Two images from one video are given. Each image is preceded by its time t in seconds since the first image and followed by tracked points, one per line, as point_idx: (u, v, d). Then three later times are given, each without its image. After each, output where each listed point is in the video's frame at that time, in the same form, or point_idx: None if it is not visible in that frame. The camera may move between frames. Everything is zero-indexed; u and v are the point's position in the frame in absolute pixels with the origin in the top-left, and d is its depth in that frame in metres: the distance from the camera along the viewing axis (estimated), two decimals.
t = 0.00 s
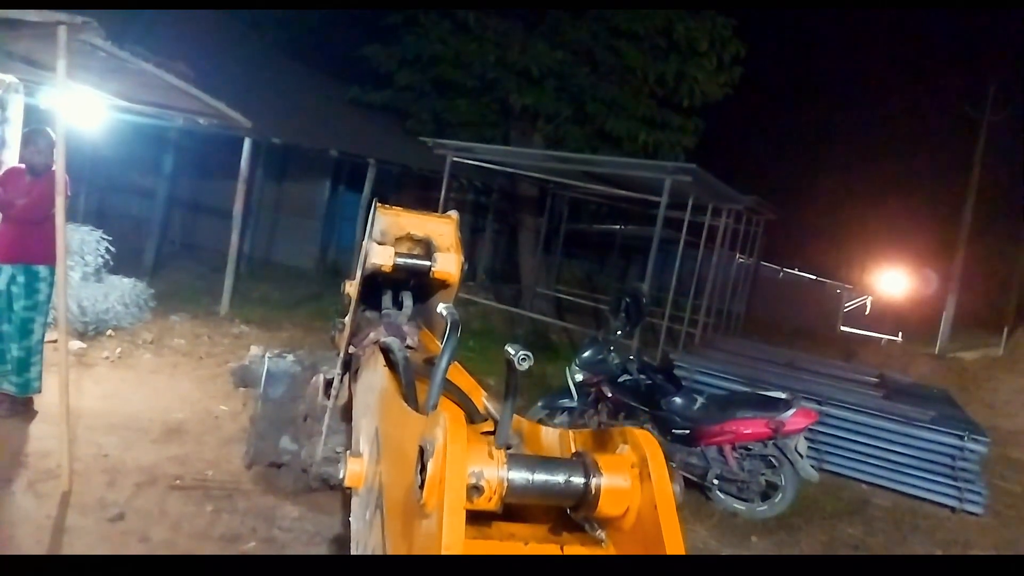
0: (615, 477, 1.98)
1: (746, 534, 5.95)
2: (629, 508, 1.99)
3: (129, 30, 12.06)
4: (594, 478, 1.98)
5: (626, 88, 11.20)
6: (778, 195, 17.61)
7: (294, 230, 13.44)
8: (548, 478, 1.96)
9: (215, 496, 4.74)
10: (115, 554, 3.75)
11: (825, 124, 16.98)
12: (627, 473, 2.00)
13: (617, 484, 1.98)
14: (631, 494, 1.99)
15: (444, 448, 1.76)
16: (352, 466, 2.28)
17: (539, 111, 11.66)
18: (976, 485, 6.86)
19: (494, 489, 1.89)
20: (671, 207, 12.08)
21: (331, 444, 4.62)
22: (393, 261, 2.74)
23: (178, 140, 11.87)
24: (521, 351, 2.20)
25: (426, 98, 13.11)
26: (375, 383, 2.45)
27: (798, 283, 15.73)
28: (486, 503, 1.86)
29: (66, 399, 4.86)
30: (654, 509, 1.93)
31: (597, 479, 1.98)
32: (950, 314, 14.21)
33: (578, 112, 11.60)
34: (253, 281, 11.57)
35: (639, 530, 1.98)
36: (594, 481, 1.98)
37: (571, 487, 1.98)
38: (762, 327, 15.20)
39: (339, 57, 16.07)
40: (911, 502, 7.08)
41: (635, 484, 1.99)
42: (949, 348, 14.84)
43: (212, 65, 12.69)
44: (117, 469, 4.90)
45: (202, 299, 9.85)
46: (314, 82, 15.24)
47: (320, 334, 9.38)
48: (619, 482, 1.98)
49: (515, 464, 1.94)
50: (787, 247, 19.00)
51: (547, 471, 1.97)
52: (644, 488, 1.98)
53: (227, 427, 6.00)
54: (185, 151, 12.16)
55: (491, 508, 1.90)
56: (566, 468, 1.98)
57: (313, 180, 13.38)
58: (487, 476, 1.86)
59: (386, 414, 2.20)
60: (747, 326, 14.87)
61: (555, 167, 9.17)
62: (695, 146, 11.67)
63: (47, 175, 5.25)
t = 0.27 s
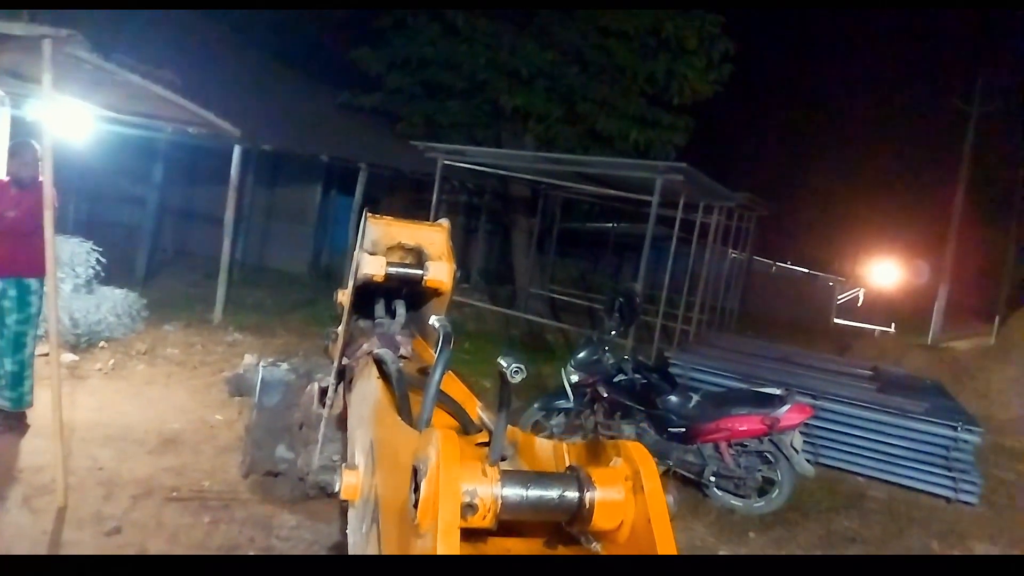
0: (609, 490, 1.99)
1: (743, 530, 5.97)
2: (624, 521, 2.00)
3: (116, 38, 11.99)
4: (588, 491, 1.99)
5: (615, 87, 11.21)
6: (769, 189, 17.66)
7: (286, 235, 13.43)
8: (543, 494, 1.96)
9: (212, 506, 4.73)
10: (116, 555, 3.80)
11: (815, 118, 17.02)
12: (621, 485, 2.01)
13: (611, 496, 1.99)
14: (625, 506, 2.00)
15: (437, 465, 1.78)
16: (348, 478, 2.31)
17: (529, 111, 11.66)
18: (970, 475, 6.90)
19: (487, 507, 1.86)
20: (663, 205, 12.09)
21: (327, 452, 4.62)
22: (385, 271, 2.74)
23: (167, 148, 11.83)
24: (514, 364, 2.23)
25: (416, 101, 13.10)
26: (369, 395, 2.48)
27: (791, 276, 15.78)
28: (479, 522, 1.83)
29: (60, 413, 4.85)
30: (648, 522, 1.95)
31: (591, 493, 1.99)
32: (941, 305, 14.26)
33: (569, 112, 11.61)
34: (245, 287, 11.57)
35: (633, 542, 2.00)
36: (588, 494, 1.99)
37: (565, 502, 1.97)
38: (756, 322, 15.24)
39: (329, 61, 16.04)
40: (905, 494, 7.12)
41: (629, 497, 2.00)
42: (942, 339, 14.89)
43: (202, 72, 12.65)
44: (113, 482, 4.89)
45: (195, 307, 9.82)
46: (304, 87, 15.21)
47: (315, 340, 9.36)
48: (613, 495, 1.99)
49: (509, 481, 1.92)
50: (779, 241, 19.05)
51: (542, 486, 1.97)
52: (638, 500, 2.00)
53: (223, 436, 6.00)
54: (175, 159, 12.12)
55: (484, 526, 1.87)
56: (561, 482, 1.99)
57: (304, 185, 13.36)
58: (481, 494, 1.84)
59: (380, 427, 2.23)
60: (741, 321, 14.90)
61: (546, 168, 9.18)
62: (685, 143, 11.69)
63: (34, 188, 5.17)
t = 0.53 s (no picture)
0: (599, 506, 1.97)
1: (735, 530, 5.97)
2: (615, 536, 2.00)
3: (101, 43, 11.90)
4: (578, 508, 1.97)
5: (602, 89, 11.20)
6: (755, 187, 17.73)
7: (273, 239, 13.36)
8: (533, 512, 1.93)
9: (201, 516, 4.70)
10: None
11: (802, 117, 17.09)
12: (611, 501, 2.00)
13: (602, 512, 1.97)
14: (616, 521, 1.99)
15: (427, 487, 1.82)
16: (338, 490, 2.30)
17: (517, 113, 11.64)
18: (958, 470, 6.96)
19: (478, 527, 1.85)
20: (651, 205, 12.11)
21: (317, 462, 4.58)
22: (374, 281, 2.73)
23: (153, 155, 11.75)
24: (501, 377, 2.18)
25: (403, 104, 13.06)
26: (358, 407, 2.46)
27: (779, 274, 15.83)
28: (470, 542, 1.83)
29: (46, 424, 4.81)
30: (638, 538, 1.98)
31: (582, 509, 1.97)
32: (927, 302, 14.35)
33: (556, 113, 11.60)
34: (232, 292, 11.52)
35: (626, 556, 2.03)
36: (579, 511, 1.96)
37: (555, 519, 1.95)
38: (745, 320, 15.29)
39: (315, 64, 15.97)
40: (894, 490, 7.16)
41: (619, 513, 2.00)
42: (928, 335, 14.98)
43: (188, 77, 12.58)
44: (100, 493, 4.85)
45: (182, 314, 9.76)
46: (291, 90, 15.14)
47: (304, 345, 9.32)
48: (603, 511, 1.97)
49: (499, 500, 1.90)
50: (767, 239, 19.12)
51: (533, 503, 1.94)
52: (629, 517, 2.00)
53: (212, 444, 5.96)
54: (161, 165, 12.04)
55: (476, 547, 1.86)
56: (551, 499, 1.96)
57: (291, 188, 13.30)
58: (471, 514, 1.83)
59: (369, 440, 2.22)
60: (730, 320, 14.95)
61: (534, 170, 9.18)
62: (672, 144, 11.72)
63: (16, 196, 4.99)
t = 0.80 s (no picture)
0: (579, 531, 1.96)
1: (713, 539, 5.95)
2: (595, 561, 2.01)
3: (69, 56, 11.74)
4: (559, 533, 1.94)
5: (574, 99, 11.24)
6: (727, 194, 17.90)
7: (245, 251, 13.22)
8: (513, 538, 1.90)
9: (174, 538, 4.61)
10: (88, 575, 3.70)
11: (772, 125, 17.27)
12: (592, 526, 2.00)
13: (582, 536, 1.96)
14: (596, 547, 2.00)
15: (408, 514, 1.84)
16: (315, 514, 2.32)
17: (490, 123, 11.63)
18: (929, 474, 7.02)
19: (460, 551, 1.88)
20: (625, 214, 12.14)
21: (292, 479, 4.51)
22: (350, 298, 2.70)
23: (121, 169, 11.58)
24: (483, 400, 2.24)
25: (376, 115, 13.01)
26: (334, 429, 2.48)
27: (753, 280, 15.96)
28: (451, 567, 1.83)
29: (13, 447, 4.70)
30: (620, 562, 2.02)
31: (562, 535, 1.94)
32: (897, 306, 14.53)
33: (529, 123, 11.60)
34: (204, 305, 11.39)
35: None
36: (559, 536, 1.94)
37: (536, 545, 1.91)
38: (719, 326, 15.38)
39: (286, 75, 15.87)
40: (870, 495, 7.22)
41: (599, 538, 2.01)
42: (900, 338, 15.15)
43: (157, 90, 12.43)
44: (69, 516, 4.74)
45: (153, 329, 9.62)
46: (262, 102, 15.03)
47: (278, 358, 9.21)
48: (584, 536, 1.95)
49: (479, 525, 1.88)
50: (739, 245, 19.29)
51: (512, 528, 1.91)
52: (609, 540, 2.03)
53: (185, 462, 5.86)
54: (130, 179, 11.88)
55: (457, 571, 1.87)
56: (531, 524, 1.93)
57: (263, 200, 13.18)
58: (451, 539, 1.84)
59: (347, 464, 2.25)
60: (705, 326, 15.04)
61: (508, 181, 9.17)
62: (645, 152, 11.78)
63: None
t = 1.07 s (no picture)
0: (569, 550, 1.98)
1: (696, 548, 5.96)
2: None
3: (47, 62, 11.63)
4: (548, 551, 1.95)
5: (557, 108, 11.28)
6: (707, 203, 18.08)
7: (226, 259, 13.14)
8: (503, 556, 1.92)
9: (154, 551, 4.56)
10: None
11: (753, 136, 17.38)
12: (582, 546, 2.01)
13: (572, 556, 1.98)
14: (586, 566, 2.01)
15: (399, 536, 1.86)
16: (299, 530, 2.30)
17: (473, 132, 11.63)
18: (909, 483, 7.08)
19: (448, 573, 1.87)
20: (607, 223, 12.19)
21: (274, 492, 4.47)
22: (333, 311, 2.70)
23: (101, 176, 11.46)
24: (469, 418, 2.16)
25: (358, 123, 12.99)
26: (319, 444, 2.45)
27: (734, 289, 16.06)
28: None
29: None
30: None
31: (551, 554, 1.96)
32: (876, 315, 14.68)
33: (512, 133, 11.61)
34: (184, 314, 11.30)
35: None
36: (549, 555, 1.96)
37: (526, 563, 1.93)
38: (700, 335, 15.46)
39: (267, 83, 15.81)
40: (851, 504, 7.26)
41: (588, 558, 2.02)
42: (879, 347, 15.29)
43: (137, 96, 12.35)
44: (47, 530, 4.68)
45: (132, 338, 9.53)
46: (243, 109, 14.96)
47: (259, 368, 9.15)
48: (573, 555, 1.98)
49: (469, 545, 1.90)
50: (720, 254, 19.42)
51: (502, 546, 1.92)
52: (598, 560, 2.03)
53: (165, 474, 5.81)
54: (109, 186, 11.78)
55: None
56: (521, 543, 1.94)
57: (244, 208, 13.12)
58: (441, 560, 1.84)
59: (334, 480, 2.23)
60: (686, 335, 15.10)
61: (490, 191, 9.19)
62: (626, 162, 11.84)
63: None
